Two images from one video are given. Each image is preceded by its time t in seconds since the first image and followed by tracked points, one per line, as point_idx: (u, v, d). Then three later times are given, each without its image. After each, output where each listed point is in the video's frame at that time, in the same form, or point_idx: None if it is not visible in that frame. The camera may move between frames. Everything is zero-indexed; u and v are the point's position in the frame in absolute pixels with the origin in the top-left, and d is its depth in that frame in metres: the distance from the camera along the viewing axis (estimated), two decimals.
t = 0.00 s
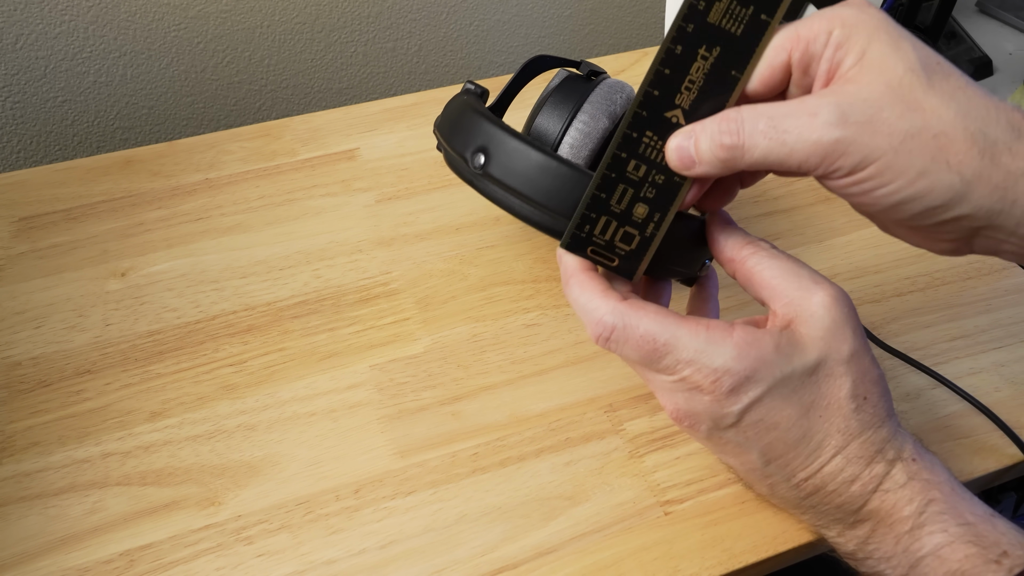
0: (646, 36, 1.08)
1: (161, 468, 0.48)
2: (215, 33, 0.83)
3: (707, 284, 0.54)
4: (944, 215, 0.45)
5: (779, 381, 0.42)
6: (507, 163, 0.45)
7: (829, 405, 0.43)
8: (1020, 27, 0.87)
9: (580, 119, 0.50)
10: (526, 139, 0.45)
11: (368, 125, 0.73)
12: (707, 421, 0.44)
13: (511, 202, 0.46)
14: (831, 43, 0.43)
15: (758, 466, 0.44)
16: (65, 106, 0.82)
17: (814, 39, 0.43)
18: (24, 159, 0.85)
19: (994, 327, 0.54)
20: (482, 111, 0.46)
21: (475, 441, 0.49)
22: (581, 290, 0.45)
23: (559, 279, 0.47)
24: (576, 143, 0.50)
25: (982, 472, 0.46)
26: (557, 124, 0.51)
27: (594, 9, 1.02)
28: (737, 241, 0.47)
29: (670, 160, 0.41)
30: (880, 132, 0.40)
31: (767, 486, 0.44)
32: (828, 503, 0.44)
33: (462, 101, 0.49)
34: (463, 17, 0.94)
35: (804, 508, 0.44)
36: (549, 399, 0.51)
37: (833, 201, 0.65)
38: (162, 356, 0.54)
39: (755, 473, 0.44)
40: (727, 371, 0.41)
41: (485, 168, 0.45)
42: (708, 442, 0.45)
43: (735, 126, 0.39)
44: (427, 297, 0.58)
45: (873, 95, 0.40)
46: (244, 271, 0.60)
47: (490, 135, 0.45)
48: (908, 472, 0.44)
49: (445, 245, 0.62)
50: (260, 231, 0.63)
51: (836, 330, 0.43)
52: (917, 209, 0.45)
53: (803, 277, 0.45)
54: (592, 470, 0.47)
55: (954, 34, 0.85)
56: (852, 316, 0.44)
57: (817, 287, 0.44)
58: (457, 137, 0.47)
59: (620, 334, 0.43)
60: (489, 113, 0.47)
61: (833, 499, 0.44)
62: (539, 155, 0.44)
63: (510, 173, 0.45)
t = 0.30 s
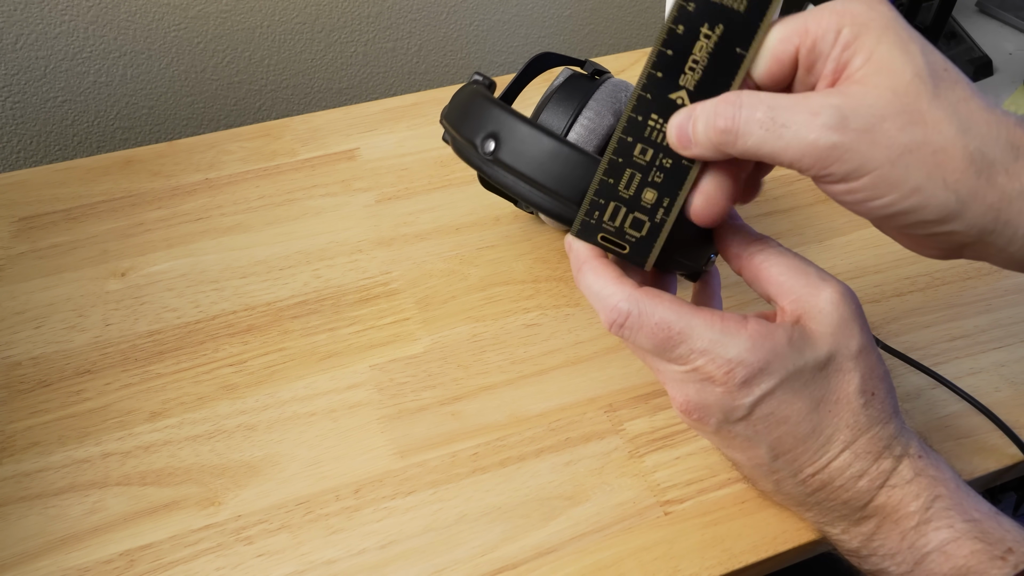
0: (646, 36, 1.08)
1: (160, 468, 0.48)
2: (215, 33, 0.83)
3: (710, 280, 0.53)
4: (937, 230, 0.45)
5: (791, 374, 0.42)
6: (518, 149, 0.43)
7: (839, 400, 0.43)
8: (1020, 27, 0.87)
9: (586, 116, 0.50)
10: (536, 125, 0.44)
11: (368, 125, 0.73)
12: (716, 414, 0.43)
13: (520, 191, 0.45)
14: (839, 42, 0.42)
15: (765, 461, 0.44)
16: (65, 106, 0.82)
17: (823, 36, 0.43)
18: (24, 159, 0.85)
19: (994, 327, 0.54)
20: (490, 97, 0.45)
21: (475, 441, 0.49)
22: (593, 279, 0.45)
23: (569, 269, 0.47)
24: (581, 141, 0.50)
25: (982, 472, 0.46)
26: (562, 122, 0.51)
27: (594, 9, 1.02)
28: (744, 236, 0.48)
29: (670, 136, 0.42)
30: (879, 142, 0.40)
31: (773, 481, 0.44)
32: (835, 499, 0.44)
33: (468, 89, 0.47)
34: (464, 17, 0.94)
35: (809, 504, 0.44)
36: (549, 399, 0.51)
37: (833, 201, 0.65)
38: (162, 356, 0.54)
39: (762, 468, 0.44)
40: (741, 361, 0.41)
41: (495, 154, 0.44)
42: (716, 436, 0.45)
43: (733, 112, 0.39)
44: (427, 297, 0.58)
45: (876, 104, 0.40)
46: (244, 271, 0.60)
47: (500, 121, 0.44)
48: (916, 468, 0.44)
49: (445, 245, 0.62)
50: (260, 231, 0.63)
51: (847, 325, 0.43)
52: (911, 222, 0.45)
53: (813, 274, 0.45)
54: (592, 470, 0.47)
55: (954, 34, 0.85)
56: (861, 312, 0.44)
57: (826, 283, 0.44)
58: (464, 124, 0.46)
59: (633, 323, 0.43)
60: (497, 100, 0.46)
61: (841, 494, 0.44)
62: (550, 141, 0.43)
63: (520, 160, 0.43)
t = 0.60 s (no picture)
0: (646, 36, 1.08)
1: (161, 468, 0.48)
2: (215, 33, 0.83)
3: (710, 280, 0.53)
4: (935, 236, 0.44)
5: (791, 374, 0.42)
6: (518, 148, 0.43)
7: (838, 401, 0.43)
8: (1020, 27, 0.87)
9: (585, 116, 0.50)
10: (536, 123, 0.44)
11: (368, 125, 0.73)
12: (716, 415, 0.43)
13: (521, 190, 0.45)
14: (835, 53, 0.43)
15: (765, 461, 0.44)
16: (65, 106, 0.82)
17: (817, 49, 0.43)
18: (24, 159, 0.85)
19: (994, 327, 0.54)
20: (490, 96, 0.45)
21: (475, 441, 0.49)
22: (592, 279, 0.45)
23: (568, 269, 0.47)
24: (581, 140, 0.50)
25: (982, 472, 0.46)
26: (562, 121, 0.51)
27: (594, 9, 1.01)
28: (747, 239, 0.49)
29: (669, 135, 0.42)
30: (877, 149, 0.40)
31: (773, 481, 0.44)
32: (835, 500, 0.44)
33: (468, 88, 0.48)
34: (464, 17, 0.94)
35: (808, 505, 0.44)
36: (549, 399, 0.51)
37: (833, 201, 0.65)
38: (162, 356, 0.54)
39: (762, 468, 0.44)
40: (741, 362, 0.41)
41: (495, 153, 0.44)
42: (716, 436, 0.45)
43: (733, 109, 0.40)
44: (426, 296, 0.58)
45: (875, 110, 0.40)
46: (244, 271, 0.60)
47: (500, 120, 0.44)
48: (915, 468, 0.44)
49: (445, 245, 0.62)
50: (260, 231, 0.63)
51: (846, 325, 0.43)
52: (910, 230, 0.45)
53: (813, 275, 0.45)
54: (592, 470, 0.47)
55: (954, 34, 0.85)
56: (859, 312, 0.44)
57: (826, 284, 0.44)
58: (464, 123, 0.46)
59: (633, 323, 0.43)
60: (498, 99, 0.46)
61: (840, 494, 0.44)
62: (550, 139, 0.43)
63: (520, 159, 0.43)
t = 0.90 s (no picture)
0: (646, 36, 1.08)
1: (161, 468, 0.48)
2: (215, 33, 0.83)
3: (710, 280, 0.53)
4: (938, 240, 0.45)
5: (790, 375, 0.42)
6: (518, 148, 0.43)
7: (837, 401, 0.43)
8: (1020, 27, 0.87)
9: (585, 116, 0.50)
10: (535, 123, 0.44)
11: (368, 125, 0.73)
12: (715, 415, 0.43)
13: (521, 189, 0.45)
14: (838, 58, 0.43)
15: (764, 462, 0.44)
16: (65, 106, 0.82)
17: (820, 53, 0.43)
18: (24, 159, 0.85)
19: (994, 327, 0.54)
20: (490, 96, 0.45)
21: (475, 441, 0.49)
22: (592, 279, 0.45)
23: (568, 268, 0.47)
24: (580, 139, 0.50)
25: (982, 473, 0.46)
26: (561, 121, 0.51)
27: (594, 9, 1.01)
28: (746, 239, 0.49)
29: (670, 138, 0.42)
30: (881, 154, 0.40)
31: (772, 482, 0.44)
32: (834, 500, 0.44)
33: (468, 88, 0.48)
34: (464, 17, 0.94)
35: (808, 505, 0.44)
36: (549, 399, 0.51)
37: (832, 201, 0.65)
38: (162, 356, 0.54)
39: (761, 469, 0.44)
40: (740, 362, 0.41)
41: (495, 154, 0.44)
42: (715, 436, 0.45)
43: (737, 115, 0.40)
44: (427, 297, 0.58)
45: (878, 116, 0.40)
46: (244, 271, 0.60)
47: (500, 120, 0.44)
48: (914, 468, 0.44)
49: (445, 245, 0.62)
50: (261, 231, 0.63)
51: (845, 325, 0.43)
52: (914, 234, 0.45)
53: (812, 276, 0.45)
54: (592, 470, 0.47)
55: (954, 34, 0.85)
56: (859, 312, 0.44)
57: (825, 284, 0.44)
58: (464, 123, 0.46)
59: (632, 323, 0.43)
60: (498, 99, 0.46)
61: (839, 495, 0.44)
62: (550, 139, 0.43)
63: (520, 159, 0.44)
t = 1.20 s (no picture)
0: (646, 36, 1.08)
1: (160, 468, 0.48)
2: (216, 33, 0.83)
3: (710, 280, 0.53)
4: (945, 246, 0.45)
5: (790, 375, 0.42)
6: (518, 148, 0.43)
7: (838, 400, 0.43)
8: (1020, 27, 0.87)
9: (585, 116, 0.50)
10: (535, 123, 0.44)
11: (368, 125, 0.73)
12: (715, 415, 0.43)
13: (520, 189, 0.45)
14: (845, 67, 0.43)
15: (765, 462, 0.44)
16: (65, 106, 0.82)
17: (827, 62, 0.43)
18: (24, 159, 0.85)
19: (994, 327, 0.54)
20: (490, 96, 0.45)
21: (476, 441, 0.49)
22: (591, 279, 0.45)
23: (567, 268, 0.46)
24: (580, 140, 0.50)
25: (982, 473, 0.46)
26: (561, 121, 0.50)
27: (594, 9, 1.01)
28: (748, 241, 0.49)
29: (677, 143, 0.42)
30: (889, 159, 0.40)
31: (773, 482, 0.44)
32: (835, 499, 0.44)
33: (468, 88, 0.47)
34: (464, 18, 0.94)
35: (808, 505, 0.44)
36: (549, 399, 0.51)
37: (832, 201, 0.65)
38: (162, 356, 0.54)
39: (762, 469, 0.44)
40: (740, 362, 0.41)
41: (495, 154, 0.44)
42: (715, 436, 0.45)
43: (746, 120, 0.39)
44: (426, 297, 0.58)
45: (886, 121, 0.40)
46: (244, 271, 0.60)
47: (500, 120, 0.44)
48: (915, 468, 0.44)
49: (445, 245, 0.62)
50: (261, 231, 0.63)
51: (845, 325, 0.43)
52: (921, 239, 0.45)
53: (812, 276, 0.45)
54: (592, 470, 0.47)
55: (954, 34, 0.85)
56: (859, 312, 0.44)
57: (825, 285, 0.44)
58: (464, 123, 0.46)
59: (632, 323, 0.43)
60: (498, 99, 0.46)
61: (839, 494, 0.44)
62: (549, 139, 0.43)
63: (520, 160, 0.44)
